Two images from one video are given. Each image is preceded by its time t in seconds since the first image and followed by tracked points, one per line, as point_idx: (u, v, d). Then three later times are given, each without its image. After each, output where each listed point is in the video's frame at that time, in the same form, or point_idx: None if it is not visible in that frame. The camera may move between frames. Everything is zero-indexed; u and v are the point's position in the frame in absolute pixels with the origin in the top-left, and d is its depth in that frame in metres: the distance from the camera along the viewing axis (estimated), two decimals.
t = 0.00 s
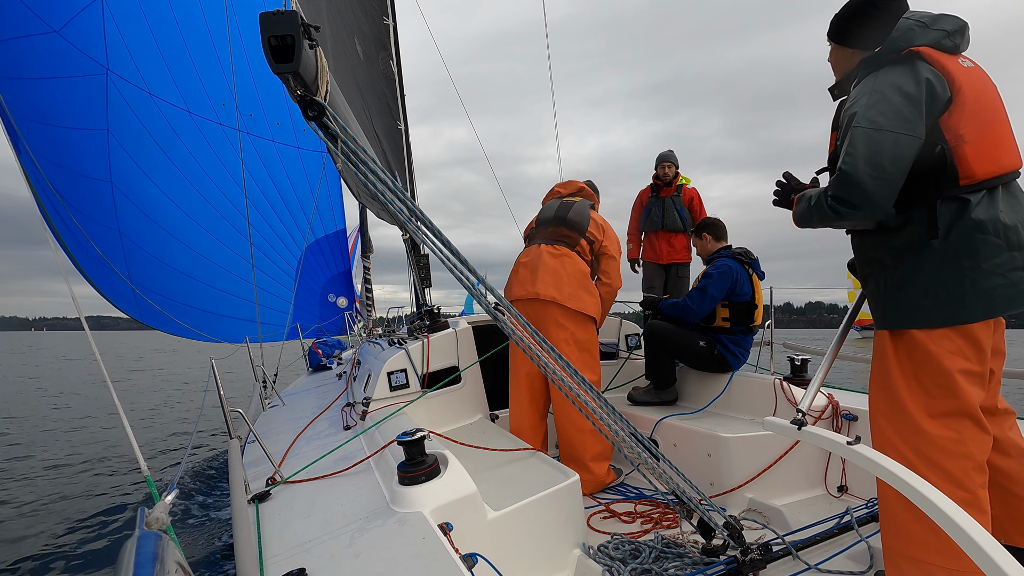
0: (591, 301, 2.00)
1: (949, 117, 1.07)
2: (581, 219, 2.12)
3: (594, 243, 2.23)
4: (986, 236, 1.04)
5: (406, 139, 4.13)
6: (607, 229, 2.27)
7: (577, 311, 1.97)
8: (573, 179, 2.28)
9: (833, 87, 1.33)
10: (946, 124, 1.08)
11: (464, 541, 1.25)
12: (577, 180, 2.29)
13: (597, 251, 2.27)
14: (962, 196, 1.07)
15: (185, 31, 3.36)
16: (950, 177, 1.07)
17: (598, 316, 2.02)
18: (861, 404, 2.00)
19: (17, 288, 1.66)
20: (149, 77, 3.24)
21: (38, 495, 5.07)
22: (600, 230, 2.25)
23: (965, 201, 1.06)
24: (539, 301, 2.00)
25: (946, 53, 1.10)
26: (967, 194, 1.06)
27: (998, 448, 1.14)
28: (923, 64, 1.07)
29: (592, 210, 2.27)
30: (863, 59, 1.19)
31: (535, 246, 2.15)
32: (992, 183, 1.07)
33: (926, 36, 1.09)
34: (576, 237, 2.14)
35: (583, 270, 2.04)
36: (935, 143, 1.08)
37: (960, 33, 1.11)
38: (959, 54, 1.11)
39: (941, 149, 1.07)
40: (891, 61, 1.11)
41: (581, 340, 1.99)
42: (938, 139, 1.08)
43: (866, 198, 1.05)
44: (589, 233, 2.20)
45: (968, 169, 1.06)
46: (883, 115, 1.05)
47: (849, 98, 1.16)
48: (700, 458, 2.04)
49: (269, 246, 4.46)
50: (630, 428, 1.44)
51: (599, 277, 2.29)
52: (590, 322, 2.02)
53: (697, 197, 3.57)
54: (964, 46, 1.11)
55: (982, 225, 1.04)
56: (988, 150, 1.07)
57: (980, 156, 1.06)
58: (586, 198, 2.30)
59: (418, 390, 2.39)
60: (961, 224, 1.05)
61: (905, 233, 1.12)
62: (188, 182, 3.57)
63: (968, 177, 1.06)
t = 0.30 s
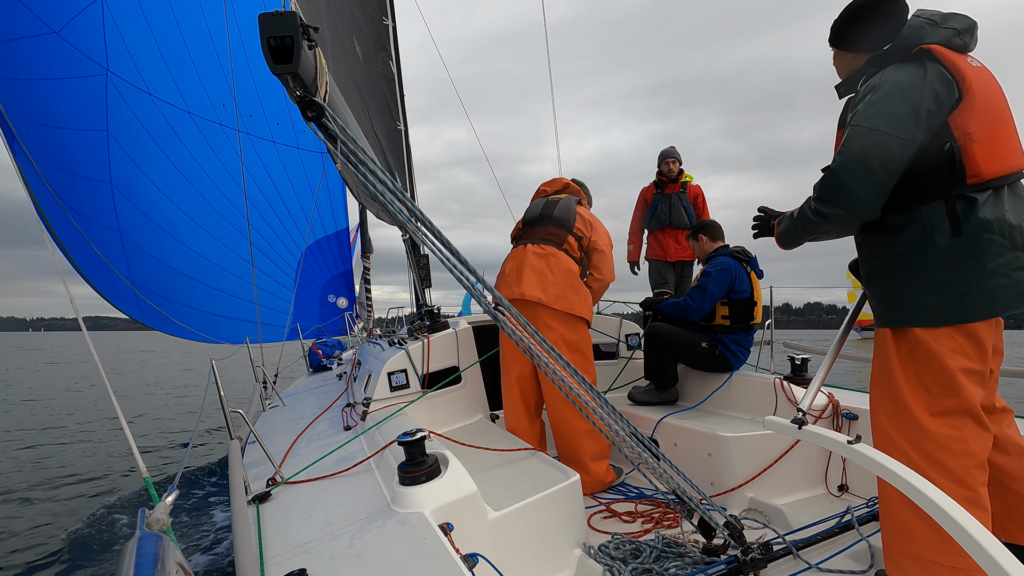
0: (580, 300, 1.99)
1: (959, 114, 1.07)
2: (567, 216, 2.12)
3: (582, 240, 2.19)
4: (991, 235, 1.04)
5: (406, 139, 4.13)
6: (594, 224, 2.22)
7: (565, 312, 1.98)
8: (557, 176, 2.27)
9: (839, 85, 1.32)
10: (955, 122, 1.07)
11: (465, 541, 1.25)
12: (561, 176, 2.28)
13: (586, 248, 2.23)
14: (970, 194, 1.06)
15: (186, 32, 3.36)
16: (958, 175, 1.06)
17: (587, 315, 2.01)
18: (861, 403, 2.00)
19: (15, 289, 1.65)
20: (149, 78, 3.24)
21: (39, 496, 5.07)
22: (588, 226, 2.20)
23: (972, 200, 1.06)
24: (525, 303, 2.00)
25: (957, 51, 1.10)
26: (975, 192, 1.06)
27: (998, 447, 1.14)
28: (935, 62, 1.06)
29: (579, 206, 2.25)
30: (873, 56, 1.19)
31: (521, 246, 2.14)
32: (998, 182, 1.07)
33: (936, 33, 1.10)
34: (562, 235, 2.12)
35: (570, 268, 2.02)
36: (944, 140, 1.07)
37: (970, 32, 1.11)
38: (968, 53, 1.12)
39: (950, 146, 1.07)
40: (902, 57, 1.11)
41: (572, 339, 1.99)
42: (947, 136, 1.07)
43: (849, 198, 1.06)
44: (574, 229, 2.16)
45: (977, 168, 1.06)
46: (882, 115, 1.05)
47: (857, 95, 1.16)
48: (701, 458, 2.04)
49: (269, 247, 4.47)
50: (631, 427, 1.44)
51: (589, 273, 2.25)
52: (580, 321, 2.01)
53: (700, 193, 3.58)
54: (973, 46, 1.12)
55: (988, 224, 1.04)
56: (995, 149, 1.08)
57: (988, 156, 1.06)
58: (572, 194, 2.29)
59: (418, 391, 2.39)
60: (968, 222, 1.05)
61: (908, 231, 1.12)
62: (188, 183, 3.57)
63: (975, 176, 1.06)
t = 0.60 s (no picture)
0: (576, 302, 2.00)
1: (960, 113, 1.07)
2: (563, 217, 2.12)
3: (577, 241, 2.19)
4: (991, 234, 1.04)
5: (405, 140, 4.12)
6: (588, 225, 2.22)
7: (561, 314, 1.98)
8: (551, 174, 2.27)
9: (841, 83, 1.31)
10: (958, 121, 1.07)
11: (465, 541, 1.25)
12: (556, 175, 2.28)
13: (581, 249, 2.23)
14: (971, 193, 1.06)
15: (185, 32, 3.36)
16: (959, 174, 1.07)
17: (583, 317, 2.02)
18: (862, 402, 2.00)
19: (15, 291, 1.65)
20: (148, 79, 3.24)
21: (40, 498, 5.08)
22: (582, 227, 2.20)
23: (973, 199, 1.06)
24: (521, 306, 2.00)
25: (958, 50, 1.11)
26: (975, 192, 1.06)
27: (998, 445, 1.14)
28: (936, 60, 1.07)
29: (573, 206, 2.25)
30: (874, 54, 1.19)
31: (516, 247, 2.14)
32: (999, 182, 1.07)
33: (938, 33, 1.11)
34: (558, 236, 2.12)
35: (566, 269, 2.02)
36: (946, 139, 1.07)
37: (972, 32, 1.12)
38: (969, 53, 1.12)
39: (952, 145, 1.07)
40: (903, 57, 1.11)
41: (568, 340, 1.99)
42: (948, 136, 1.07)
43: (869, 199, 1.05)
44: (570, 230, 2.16)
45: (977, 168, 1.06)
46: (889, 113, 1.05)
47: (858, 94, 1.16)
48: (701, 457, 2.04)
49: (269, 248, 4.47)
50: (631, 427, 1.44)
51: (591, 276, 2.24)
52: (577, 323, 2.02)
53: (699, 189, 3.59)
54: (974, 45, 1.12)
55: (989, 224, 1.04)
56: (996, 148, 1.08)
57: (989, 155, 1.06)
58: (567, 193, 2.29)
59: (419, 391, 2.39)
60: (969, 221, 1.05)
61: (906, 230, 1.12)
62: (188, 184, 3.57)
63: (977, 175, 1.06)
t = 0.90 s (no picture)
0: (574, 302, 2.00)
1: (960, 112, 1.07)
2: (562, 216, 2.11)
3: (576, 240, 2.18)
4: (992, 232, 1.04)
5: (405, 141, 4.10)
6: (585, 224, 2.22)
7: (561, 314, 1.98)
8: (551, 174, 2.27)
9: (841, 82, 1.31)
10: (958, 118, 1.07)
11: (466, 542, 1.25)
12: (556, 174, 2.28)
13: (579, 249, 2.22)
14: (970, 192, 1.07)
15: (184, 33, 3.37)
16: (959, 173, 1.07)
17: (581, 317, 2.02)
18: (862, 400, 1.99)
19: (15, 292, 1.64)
20: (147, 80, 3.24)
21: (42, 499, 5.09)
22: (580, 226, 2.19)
23: (973, 197, 1.06)
24: (519, 305, 2.00)
25: (955, 50, 1.11)
26: (975, 190, 1.07)
27: (998, 444, 1.14)
28: (933, 59, 1.07)
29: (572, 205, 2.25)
30: (873, 54, 1.19)
31: (515, 246, 2.14)
32: (998, 180, 1.08)
33: (935, 32, 1.11)
34: (557, 235, 2.12)
35: (565, 269, 2.02)
36: (945, 138, 1.08)
37: (969, 31, 1.12)
38: (967, 52, 1.12)
39: (951, 144, 1.07)
40: (900, 57, 1.11)
41: (567, 340, 1.99)
42: (948, 135, 1.07)
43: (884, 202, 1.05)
44: (569, 229, 2.15)
45: (977, 166, 1.06)
46: (890, 112, 1.05)
47: (857, 94, 1.17)
48: (701, 456, 2.04)
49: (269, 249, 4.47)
50: (632, 426, 1.44)
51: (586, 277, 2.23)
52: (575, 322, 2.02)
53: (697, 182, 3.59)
54: (972, 44, 1.12)
55: (989, 222, 1.04)
56: (996, 146, 1.08)
57: (989, 154, 1.07)
58: (566, 193, 2.29)
59: (419, 391, 2.39)
60: (970, 219, 1.05)
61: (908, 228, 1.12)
62: (188, 186, 3.58)
63: (977, 173, 1.06)
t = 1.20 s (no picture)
0: (573, 303, 1.99)
1: (956, 111, 1.07)
2: (561, 217, 2.10)
3: (576, 241, 2.17)
4: (992, 230, 1.04)
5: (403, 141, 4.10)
6: (585, 226, 2.20)
7: (559, 315, 1.98)
8: (554, 174, 2.26)
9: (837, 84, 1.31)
10: (954, 117, 1.07)
11: (467, 542, 1.25)
12: (559, 175, 2.27)
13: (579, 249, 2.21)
14: (970, 189, 1.07)
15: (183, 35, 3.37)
16: (957, 171, 1.07)
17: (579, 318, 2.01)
18: (863, 399, 1.99)
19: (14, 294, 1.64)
20: (147, 82, 3.24)
21: (44, 501, 5.10)
22: (580, 227, 2.18)
23: (972, 195, 1.06)
24: (517, 305, 2.00)
25: (950, 50, 1.10)
26: (974, 188, 1.06)
27: (999, 442, 1.14)
28: (927, 60, 1.07)
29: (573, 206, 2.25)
30: (868, 55, 1.20)
31: (514, 247, 2.14)
32: (998, 178, 1.07)
33: (930, 33, 1.10)
34: (556, 236, 2.12)
35: (563, 270, 2.02)
36: (941, 137, 1.08)
37: (964, 31, 1.11)
38: (963, 51, 1.12)
39: (948, 143, 1.07)
40: (895, 58, 1.11)
41: (565, 341, 1.99)
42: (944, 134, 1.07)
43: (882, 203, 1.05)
44: (568, 230, 2.14)
45: (975, 163, 1.06)
46: (885, 112, 1.05)
47: (853, 95, 1.17)
48: (702, 455, 2.04)
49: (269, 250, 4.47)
50: (633, 425, 1.44)
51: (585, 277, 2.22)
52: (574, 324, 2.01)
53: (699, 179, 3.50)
54: (968, 43, 1.12)
55: (990, 219, 1.04)
56: (994, 143, 1.08)
57: (987, 151, 1.07)
58: (567, 193, 2.29)
59: (420, 392, 2.39)
60: (970, 216, 1.05)
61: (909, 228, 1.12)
62: (187, 187, 3.58)
63: (975, 171, 1.06)
